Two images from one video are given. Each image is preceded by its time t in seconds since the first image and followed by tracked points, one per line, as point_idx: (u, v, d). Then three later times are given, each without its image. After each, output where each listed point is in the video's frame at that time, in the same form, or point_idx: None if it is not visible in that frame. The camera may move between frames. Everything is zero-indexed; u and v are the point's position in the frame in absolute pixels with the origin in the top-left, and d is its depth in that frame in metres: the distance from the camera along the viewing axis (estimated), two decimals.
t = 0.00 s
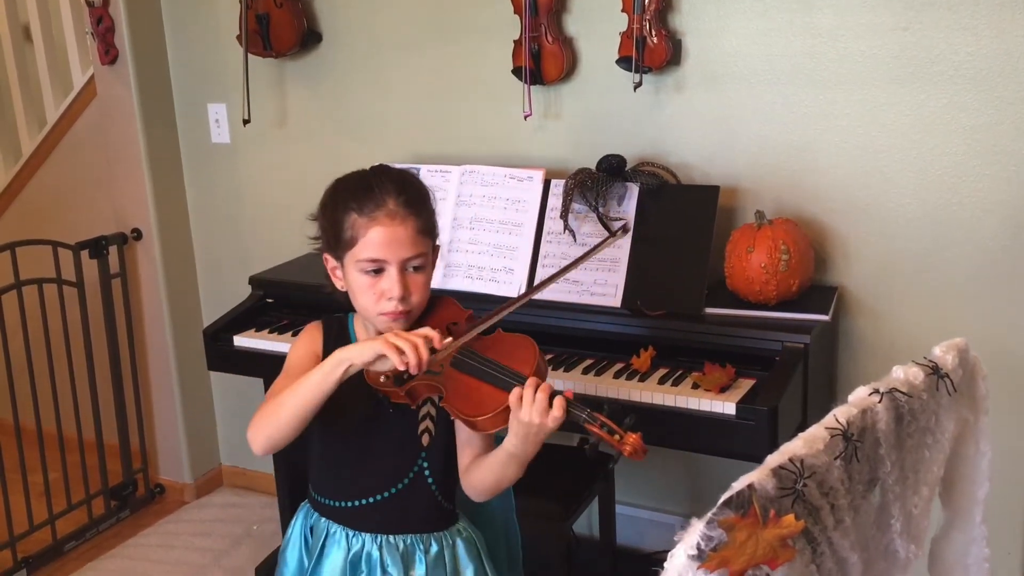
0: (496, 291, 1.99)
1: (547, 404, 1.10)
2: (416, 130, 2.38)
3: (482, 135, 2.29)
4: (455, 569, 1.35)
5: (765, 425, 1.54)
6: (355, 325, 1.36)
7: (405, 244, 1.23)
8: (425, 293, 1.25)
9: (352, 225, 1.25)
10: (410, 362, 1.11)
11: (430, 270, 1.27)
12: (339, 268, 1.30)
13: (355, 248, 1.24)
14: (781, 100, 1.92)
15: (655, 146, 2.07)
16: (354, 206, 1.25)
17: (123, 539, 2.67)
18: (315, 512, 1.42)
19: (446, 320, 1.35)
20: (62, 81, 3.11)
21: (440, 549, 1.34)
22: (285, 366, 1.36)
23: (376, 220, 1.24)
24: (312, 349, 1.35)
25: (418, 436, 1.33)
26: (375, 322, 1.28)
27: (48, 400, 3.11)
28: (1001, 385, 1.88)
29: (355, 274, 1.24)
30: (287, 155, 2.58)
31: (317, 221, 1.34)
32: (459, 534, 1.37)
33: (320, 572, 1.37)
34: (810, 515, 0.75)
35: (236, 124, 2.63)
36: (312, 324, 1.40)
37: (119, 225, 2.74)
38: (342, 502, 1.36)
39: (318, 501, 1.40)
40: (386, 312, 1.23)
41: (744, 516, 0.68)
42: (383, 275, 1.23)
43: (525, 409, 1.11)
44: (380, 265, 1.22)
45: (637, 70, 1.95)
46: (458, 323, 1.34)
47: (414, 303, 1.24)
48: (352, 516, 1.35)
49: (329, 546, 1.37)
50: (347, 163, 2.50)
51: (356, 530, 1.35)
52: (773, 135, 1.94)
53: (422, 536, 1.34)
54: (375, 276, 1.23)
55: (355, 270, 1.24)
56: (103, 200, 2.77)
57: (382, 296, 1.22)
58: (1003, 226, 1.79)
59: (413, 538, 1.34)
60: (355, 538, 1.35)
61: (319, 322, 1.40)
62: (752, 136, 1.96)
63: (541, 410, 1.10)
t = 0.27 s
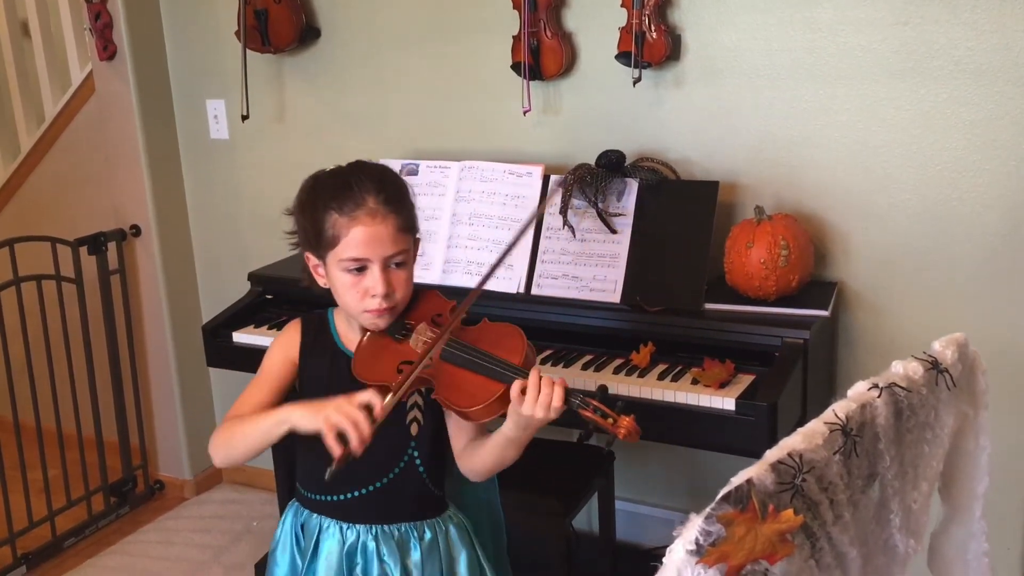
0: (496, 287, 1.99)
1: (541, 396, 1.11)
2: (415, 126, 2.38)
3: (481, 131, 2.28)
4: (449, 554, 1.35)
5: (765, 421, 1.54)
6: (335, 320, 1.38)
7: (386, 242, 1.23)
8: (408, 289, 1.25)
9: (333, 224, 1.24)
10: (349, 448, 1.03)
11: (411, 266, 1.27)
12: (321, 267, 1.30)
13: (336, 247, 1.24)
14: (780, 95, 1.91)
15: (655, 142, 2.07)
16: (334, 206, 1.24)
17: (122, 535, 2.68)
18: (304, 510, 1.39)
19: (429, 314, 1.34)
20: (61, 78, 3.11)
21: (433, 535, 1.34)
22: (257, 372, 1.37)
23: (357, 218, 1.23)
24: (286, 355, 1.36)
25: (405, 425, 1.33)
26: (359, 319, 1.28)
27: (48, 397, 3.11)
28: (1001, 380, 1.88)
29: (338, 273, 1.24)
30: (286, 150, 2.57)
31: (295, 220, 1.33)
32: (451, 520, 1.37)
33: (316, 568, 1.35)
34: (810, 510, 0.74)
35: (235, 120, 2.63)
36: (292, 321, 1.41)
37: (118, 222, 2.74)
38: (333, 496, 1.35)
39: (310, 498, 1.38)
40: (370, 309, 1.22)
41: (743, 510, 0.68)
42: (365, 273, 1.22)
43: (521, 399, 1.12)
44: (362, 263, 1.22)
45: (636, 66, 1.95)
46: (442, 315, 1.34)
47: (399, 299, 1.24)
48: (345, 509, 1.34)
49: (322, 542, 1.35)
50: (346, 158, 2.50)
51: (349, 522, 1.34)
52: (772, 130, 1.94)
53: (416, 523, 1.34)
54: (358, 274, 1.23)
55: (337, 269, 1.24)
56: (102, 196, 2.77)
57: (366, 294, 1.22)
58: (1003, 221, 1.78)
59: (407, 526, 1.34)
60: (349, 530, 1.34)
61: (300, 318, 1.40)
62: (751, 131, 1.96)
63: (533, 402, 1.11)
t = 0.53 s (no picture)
0: (494, 285, 1.98)
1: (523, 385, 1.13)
2: (413, 124, 2.38)
3: (479, 129, 2.28)
4: (432, 548, 1.35)
5: (765, 419, 1.54)
6: (311, 319, 1.36)
7: (361, 238, 1.23)
8: (384, 284, 1.25)
9: (307, 222, 1.24)
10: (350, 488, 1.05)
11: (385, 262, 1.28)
12: (296, 266, 1.29)
13: (311, 245, 1.23)
14: (778, 93, 1.91)
15: (653, 140, 2.07)
16: (308, 203, 1.24)
17: (122, 534, 2.68)
18: (283, 511, 1.37)
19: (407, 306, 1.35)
20: (59, 77, 3.11)
21: (416, 529, 1.33)
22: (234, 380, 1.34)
23: (331, 216, 1.23)
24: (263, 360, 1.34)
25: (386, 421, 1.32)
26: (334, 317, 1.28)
27: (47, 396, 3.11)
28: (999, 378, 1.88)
29: (313, 271, 1.23)
30: (285, 149, 2.57)
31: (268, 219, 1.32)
32: (432, 513, 1.37)
33: (298, 569, 1.32)
34: (808, 508, 0.74)
35: (233, 119, 2.62)
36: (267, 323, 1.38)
37: (117, 221, 2.74)
38: (315, 494, 1.33)
39: (289, 498, 1.36)
40: (346, 306, 1.22)
41: (741, 509, 0.68)
42: (341, 270, 1.22)
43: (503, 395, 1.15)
44: (338, 261, 1.22)
45: (635, 64, 1.95)
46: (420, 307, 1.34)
47: (374, 295, 1.24)
48: (327, 506, 1.32)
49: (303, 541, 1.33)
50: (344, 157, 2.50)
51: (331, 519, 1.32)
52: (770, 128, 1.94)
53: (397, 517, 1.33)
54: (333, 271, 1.22)
55: (312, 266, 1.23)
56: (100, 196, 2.77)
57: (341, 291, 1.22)
58: (1002, 219, 1.78)
59: (389, 520, 1.32)
60: (331, 527, 1.31)
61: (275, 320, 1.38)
62: (749, 130, 1.96)
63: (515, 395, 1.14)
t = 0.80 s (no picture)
0: (493, 286, 1.98)
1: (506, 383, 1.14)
2: (411, 125, 2.38)
3: (477, 130, 2.28)
4: (418, 545, 1.36)
5: (763, 419, 1.54)
6: (288, 320, 1.36)
7: (339, 239, 1.23)
8: (363, 285, 1.25)
9: (285, 223, 1.23)
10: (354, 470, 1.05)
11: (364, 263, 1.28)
12: (273, 268, 1.29)
13: (290, 247, 1.23)
14: (776, 94, 1.91)
15: (651, 141, 2.07)
16: (285, 205, 1.24)
17: (120, 535, 2.68)
18: (269, 515, 1.36)
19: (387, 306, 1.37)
20: (57, 79, 3.11)
21: (402, 528, 1.34)
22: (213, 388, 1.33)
23: (309, 217, 1.23)
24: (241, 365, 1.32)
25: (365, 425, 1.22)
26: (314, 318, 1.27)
27: (46, 398, 3.11)
28: (997, 378, 1.88)
29: (292, 272, 1.23)
30: (284, 150, 2.57)
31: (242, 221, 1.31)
32: (417, 511, 1.38)
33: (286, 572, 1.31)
34: (805, 509, 0.75)
35: (232, 120, 2.62)
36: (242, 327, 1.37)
37: (115, 223, 2.74)
38: (299, 496, 1.32)
39: (274, 501, 1.35)
40: (326, 306, 1.22)
41: (738, 509, 0.68)
42: (320, 271, 1.22)
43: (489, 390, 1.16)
44: (317, 262, 1.22)
45: (632, 65, 1.95)
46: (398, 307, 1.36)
47: (354, 295, 1.24)
48: (312, 508, 1.32)
49: (290, 544, 1.32)
50: (343, 158, 2.50)
51: (318, 521, 1.31)
52: (768, 129, 1.94)
53: (384, 515, 1.33)
54: (312, 273, 1.22)
55: (290, 268, 1.23)
56: (99, 197, 2.76)
57: (322, 292, 1.22)
58: (1000, 220, 1.79)
59: (376, 519, 1.33)
60: (319, 529, 1.31)
61: (251, 324, 1.37)
62: (747, 130, 1.96)
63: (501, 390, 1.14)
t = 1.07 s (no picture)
0: (492, 288, 1.99)
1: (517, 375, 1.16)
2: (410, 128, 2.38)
3: (476, 133, 2.28)
4: (421, 543, 1.36)
5: (762, 421, 1.54)
6: (277, 325, 1.36)
7: (329, 242, 1.23)
8: (354, 286, 1.26)
9: (274, 229, 1.24)
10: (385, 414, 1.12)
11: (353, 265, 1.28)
12: (263, 274, 1.29)
13: (279, 251, 1.23)
14: (774, 96, 1.92)
15: (651, 143, 2.07)
16: (273, 210, 1.24)
17: (120, 538, 2.67)
18: (270, 521, 1.35)
19: (380, 305, 1.37)
20: (57, 82, 3.11)
21: (404, 525, 1.34)
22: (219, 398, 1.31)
23: (298, 221, 1.23)
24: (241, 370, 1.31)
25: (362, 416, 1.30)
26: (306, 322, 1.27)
27: (45, 400, 3.11)
28: (997, 380, 1.88)
29: (282, 277, 1.23)
30: (283, 152, 2.57)
31: (228, 229, 1.31)
32: (417, 508, 1.38)
33: None
34: (803, 511, 0.75)
35: (231, 122, 2.63)
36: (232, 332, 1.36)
37: (115, 225, 2.74)
38: (301, 500, 1.32)
39: (274, 505, 1.34)
40: (319, 310, 1.22)
41: (736, 511, 0.68)
42: (311, 275, 1.22)
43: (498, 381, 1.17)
44: (307, 265, 1.22)
45: (631, 67, 1.95)
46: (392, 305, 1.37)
47: (346, 297, 1.24)
48: (314, 510, 1.32)
49: (294, 548, 1.31)
50: (342, 160, 2.50)
51: (321, 523, 1.31)
52: (767, 131, 1.94)
53: (385, 513, 1.34)
54: (303, 277, 1.22)
55: (280, 273, 1.23)
56: (98, 199, 2.77)
57: (314, 295, 1.22)
58: (999, 222, 1.79)
59: (378, 517, 1.33)
60: (323, 530, 1.31)
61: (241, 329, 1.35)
62: (746, 133, 1.96)
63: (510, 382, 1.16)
